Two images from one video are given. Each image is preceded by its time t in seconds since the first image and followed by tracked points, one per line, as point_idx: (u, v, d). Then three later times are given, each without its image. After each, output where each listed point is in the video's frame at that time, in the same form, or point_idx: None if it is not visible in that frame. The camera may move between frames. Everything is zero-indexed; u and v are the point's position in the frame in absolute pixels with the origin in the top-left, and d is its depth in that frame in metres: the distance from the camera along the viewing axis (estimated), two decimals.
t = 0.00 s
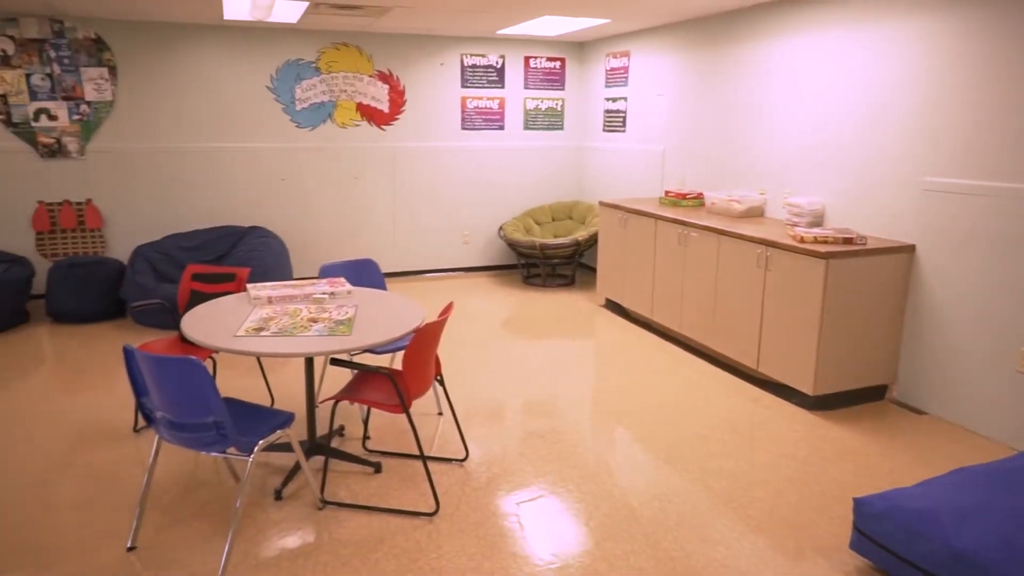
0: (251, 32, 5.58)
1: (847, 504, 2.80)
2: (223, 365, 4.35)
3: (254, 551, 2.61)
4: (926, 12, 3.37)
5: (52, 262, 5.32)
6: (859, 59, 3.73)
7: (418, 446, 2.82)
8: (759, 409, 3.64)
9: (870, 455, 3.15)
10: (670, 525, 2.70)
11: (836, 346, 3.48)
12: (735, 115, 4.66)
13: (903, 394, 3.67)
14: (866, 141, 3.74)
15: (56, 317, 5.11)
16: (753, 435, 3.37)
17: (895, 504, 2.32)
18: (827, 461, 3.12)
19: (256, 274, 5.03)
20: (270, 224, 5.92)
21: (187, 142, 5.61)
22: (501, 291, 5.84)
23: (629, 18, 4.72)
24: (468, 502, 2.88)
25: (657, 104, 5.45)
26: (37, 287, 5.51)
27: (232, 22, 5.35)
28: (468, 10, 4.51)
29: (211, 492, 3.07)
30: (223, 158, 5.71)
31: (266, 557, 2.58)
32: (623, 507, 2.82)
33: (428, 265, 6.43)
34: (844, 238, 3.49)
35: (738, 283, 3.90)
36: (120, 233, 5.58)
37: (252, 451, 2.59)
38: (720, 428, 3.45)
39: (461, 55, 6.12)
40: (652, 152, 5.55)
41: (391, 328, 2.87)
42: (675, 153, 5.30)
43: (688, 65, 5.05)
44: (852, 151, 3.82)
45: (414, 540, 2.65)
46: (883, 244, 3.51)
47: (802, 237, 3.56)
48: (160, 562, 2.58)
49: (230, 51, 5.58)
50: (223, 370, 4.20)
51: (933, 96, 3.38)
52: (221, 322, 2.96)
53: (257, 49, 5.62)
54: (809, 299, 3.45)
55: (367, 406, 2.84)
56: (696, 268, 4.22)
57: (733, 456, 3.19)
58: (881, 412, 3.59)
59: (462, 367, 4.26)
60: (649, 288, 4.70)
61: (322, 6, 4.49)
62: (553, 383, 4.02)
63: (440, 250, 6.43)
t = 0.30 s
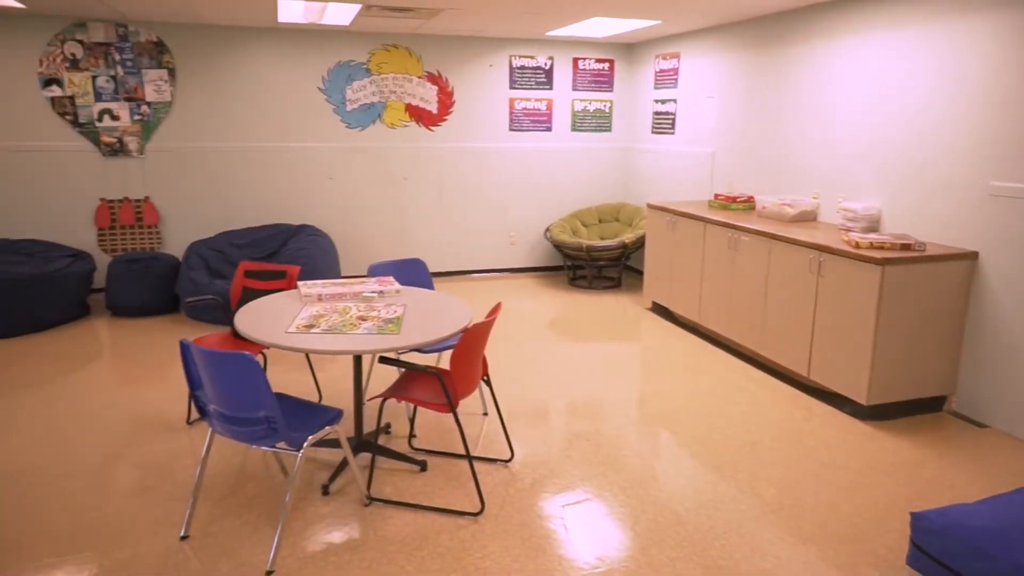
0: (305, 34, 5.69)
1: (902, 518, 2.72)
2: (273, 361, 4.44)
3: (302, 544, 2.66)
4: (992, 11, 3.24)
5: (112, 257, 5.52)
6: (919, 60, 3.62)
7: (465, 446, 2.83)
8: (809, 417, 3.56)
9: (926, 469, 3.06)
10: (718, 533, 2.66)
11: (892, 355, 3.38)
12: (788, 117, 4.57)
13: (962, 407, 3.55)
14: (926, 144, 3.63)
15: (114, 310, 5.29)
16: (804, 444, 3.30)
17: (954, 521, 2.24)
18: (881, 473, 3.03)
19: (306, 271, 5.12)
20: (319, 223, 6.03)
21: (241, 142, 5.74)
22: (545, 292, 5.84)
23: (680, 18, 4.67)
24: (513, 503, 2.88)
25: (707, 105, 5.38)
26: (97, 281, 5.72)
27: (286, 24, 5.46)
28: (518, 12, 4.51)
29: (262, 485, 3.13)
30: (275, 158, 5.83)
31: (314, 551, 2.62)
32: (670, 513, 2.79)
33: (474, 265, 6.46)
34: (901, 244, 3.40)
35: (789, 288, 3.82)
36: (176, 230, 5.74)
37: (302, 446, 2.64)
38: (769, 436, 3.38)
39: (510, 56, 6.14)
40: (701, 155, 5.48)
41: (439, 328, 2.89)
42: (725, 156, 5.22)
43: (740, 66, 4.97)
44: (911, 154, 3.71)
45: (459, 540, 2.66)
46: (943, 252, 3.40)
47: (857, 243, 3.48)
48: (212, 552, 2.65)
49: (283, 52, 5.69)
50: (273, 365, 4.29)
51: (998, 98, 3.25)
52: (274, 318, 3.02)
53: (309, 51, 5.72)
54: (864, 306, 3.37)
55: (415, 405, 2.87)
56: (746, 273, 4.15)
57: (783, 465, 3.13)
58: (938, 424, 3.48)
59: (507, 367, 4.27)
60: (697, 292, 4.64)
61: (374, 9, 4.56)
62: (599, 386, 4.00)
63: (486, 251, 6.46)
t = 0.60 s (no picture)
0: (356, 36, 5.77)
1: (963, 535, 2.62)
2: (321, 358, 4.51)
3: (348, 540, 2.69)
4: None
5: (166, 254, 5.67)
6: (985, 61, 3.49)
7: (511, 447, 2.83)
8: (864, 428, 3.46)
9: (988, 484, 2.94)
10: (768, 542, 2.60)
11: (951, 365, 3.27)
12: (845, 120, 4.46)
13: None
14: (992, 148, 3.49)
15: (167, 305, 5.43)
16: (857, 455, 3.21)
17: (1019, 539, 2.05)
18: (940, 487, 2.93)
19: (354, 270, 5.19)
20: (367, 222, 6.10)
21: (293, 143, 5.85)
22: (591, 295, 5.81)
23: (733, 19, 4.60)
24: (558, 506, 2.87)
25: (759, 108, 5.29)
26: (152, 277, 5.88)
27: (339, 27, 5.54)
28: (569, 14, 4.50)
29: (310, 480, 3.18)
30: (325, 158, 5.92)
31: (360, 547, 2.65)
32: (718, 521, 2.74)
33: (519, 266, 6.46)
34: (963, 251, 3.28)
35: (844, 295, 3.72)
36: (228, 229, 5.88)
37: (349, 443, 2.67)
38: (822, 446, 3.30)
39: (559, 58, 6.13)
40: (752, 158, 5.39)
41: (487, 328, 2.89)
42: (778, 159, 5.12)
43: (795, 69, 4.88)
44: (974, 159, 3.58)
45: (503, 540, 2.66)
46: (1008, 260, 3.27)
47: (916, 250, 3.37)
48: (260, 544, 2.69)
49: (335, 55, 5.78)
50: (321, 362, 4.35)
51: None
52: (324, 316, 3.07)
53: (360, 53, 5.80)
54: (922, 314, 3.26)
55: (461, 405, 2.87)
56: (798, 279, 4.06)
57: (836, 475, 3.04)
58: (1001, 438, 3.35)
59: (553, 369, 4.26)
60: (747, 298, 4.56)
61: (425, 11, 4.60)
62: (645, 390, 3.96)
63: (532, 252, 6.46)
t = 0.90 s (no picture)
0: (405, 39, 5.83)
1: None
2: (366, 356, 4.56)
3: (392, 538, 2.71)
4: None
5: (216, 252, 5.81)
6: None
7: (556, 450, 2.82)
8: (919, 440, 3.36)
9: None
10: (818, 555, 2.54)
11: (1013, 378, 3.15)
12: (902, 124, 4.34)
13: None
14: None
15: (216, 302, 5.56)
16: (912, 467, 3.11)
17: None
18: (1001, 504, 2.82)
19: (400, 270, 5.24)
20: (413, 223, 6.16)
21: (341, 144, 5.94)
22: (635, 298, 5.76)
23: (786, 21, 4.53)
24: (603, 510, 2.85)
25: (812, 111, 5.20)
26: (202, 274, 6.03)
27: (389, 30, 5.60)
28: (619, 17, 4.48)
29: (355, 477, 3.21)
30: (373, 159, 6.00)
31: (404, 545, 2.66)
32: (766, 531, 2.69)
33: (563, 269, 6.45)
34: None
35: (899, 304, 3.62)
36: (276, 228, 5.99)
37: (395, 442, 2.69)
38: (875, 457, 3.21)
39: (607, 61, 6.10)
40: (804, 162, 5.29)
41: (534, 331, 2.89)
42: (831, 163, 5.01)
43: (850, 71, 4.77)
44: None
45: (547, 543, 2.65)
46: None
47: (978, 257, 3.26)
48: (306, 539, 2.73)
49: (384, 57, 5.85)
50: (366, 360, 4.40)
51: None
52: (371, 316, 3.10)
53: (408, 55, 5.86)
54: (983, 325, 3.15)
55: (507, 406, 2.87)
56: (851, 286, 3.97)
57: (890, 488, 2.96)
58: None
59: (598, 373, 4.23)
60: (797, 304, 4.47)
61: (473, 14, 4.62)
62: (691, 395, 3.90)
63: (577, 255, 6.44)
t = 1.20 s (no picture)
0: (452, 43, 5.87)
1: None
2: (411, 357, 4.60)
3: (437, 539, 2.73)
4: None
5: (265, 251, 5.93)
6: None
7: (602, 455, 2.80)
8: (978, 455, 3.25)
9: None
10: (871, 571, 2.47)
11: None
12: (963, 128, 4.21)
13: None
14: None
15: (264, 301, 5.67)
16: (971, 483, 3.01)
17: None
18: None
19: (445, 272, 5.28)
20: (457, 225, 6.20)
21: (388, 147, 6.01)
22: (680, 303, 5.70)
23: (840, 23, 4.43)
24: (649, 518, 2.82)
25: (866, 115, 5.08)
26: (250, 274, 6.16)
27: (436, 34, 5.65)
28: (669, 20, 4.45)
29: (401, 477, 3.24)
30: (419, 162, 6.05)
31: (449, 546, 2.68)
32: (817, 545, 2.63)
33: (607, 272, 6.42)
34: None
35: (958, 313, 3.51)
36: (324, 229, 6.09)
37: (440, 444, 2.70)
38: (931, 471, 3.12)
39: (654, 64, 6.05)
40: (857, 167, 5.16)
41: (581, 335, 2.88)
42: (885, 168, 4.89)
43: (907, 73, 4.65)
44: None
45: (592, 549, 2.63)
46: None
47: None
48: (352, 537, 2.76)
49: (431, 61, 5.90)
50: (410, 361, 4.44)
51: None
52: (418, 318, 3.13)
53: (454, 59, 5.90)
54: None
55: (552, 410, 2.87)
56: (907, 294, 3.86)
57: (947, 504, 2.86)
58: None
59: (643, 378, 4.20)
60: (849, 312, 4.37)
61: (520, 17, 4.63)
62: (738, 403, 3.84)
63: (621, 259, 6.40)
